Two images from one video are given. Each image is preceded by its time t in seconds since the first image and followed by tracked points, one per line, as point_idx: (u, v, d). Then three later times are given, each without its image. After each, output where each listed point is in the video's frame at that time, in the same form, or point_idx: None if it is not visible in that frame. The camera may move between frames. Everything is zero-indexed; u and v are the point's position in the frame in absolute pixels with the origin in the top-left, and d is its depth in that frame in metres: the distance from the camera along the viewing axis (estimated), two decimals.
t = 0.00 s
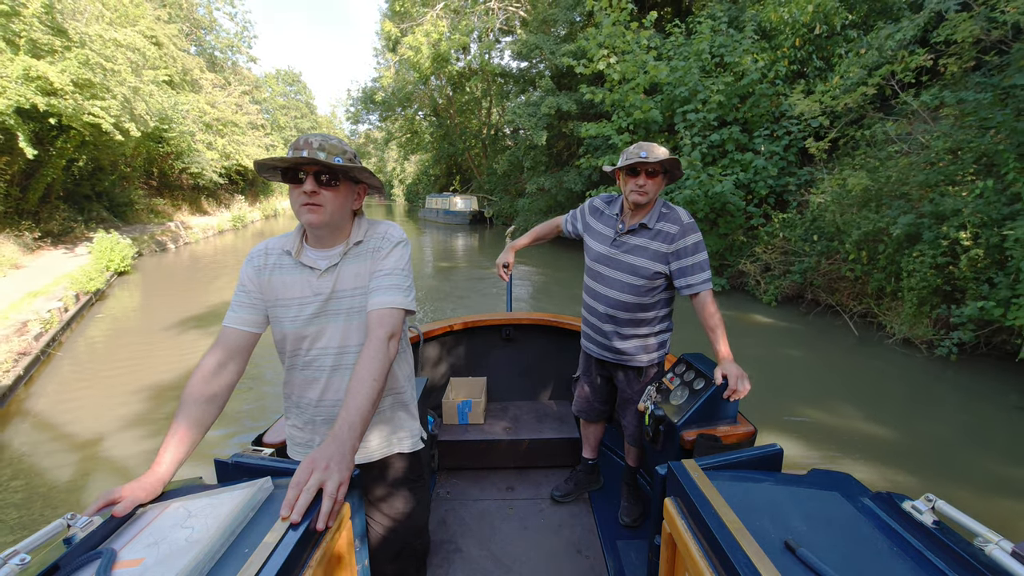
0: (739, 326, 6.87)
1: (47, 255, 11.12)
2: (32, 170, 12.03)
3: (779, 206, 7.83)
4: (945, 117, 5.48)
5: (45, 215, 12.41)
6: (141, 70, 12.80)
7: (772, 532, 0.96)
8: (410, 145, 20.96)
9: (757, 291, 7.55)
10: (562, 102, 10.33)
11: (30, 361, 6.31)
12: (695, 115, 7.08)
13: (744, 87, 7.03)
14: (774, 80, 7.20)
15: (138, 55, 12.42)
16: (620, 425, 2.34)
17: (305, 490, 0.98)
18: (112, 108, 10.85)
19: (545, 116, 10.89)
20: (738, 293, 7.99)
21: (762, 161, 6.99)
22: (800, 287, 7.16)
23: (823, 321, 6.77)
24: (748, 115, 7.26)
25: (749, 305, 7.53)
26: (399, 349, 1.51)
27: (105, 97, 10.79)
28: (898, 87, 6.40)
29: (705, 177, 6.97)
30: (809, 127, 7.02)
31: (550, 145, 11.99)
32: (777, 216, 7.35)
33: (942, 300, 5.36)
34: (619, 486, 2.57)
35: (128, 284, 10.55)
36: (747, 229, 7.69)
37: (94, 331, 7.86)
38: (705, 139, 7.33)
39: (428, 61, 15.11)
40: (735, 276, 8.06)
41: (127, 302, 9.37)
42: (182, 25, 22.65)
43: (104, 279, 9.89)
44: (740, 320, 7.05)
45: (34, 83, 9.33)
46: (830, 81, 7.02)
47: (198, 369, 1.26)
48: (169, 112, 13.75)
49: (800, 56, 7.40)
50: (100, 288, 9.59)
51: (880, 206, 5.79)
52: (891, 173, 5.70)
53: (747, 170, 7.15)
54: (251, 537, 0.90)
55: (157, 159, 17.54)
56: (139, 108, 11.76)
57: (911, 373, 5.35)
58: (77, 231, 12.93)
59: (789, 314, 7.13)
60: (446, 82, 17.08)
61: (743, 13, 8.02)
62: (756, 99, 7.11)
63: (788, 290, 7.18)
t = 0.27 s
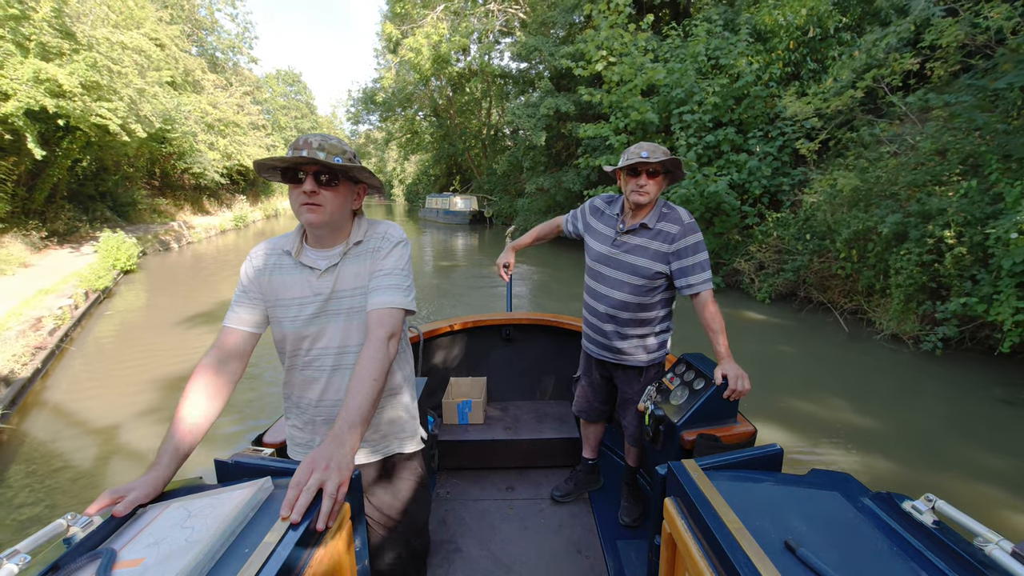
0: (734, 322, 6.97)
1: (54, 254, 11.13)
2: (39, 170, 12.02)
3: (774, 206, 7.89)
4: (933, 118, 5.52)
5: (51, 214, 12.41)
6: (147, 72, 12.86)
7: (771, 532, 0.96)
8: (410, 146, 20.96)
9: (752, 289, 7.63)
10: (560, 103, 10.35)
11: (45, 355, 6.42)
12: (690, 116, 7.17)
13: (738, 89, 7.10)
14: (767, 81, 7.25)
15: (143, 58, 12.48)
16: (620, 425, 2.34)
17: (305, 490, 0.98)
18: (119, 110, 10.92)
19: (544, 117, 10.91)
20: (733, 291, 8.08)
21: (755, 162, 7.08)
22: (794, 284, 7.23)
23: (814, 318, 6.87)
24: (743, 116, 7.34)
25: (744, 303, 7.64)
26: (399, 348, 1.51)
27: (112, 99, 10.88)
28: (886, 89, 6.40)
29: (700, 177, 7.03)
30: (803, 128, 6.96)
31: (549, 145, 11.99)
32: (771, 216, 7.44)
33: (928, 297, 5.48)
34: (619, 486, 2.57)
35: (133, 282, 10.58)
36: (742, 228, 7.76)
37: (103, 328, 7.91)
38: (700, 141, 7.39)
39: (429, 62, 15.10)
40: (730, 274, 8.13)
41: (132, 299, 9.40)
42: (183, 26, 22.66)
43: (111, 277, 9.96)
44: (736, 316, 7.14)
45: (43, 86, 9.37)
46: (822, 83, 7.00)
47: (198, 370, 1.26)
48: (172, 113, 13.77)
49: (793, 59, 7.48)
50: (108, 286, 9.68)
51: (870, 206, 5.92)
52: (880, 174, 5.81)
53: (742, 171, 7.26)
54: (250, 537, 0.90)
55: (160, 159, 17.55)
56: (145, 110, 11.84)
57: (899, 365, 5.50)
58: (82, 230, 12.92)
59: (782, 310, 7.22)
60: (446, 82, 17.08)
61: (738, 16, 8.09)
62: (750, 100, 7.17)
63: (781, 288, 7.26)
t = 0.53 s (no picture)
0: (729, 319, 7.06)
1: (60, 253, 11.10)
2: (45, 170, 12.01)
3: (768, 205, 7.95)
4: (922, 121, 5.48)
5: (57, 214, 12.40)
6: (152, 74, 12.90)
7: (771, 532, 0.96)
8: (410, 146, 20.97)
9: (746, 287, 7.70)
10: (559, 104, 10.37)
11: (60, 349, 6.55)
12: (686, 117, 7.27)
13: (734, 91, 7.20)
14: (761, 83, 7.35)
15: (147, 60, 12.52)
16: (620, 425, 2.34)
17: (305, 490, 0.98)
18: (126, 112, 10.99)
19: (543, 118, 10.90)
20: (728, 289, 8.15)
21: (750, 163, 7.16)
22: (787, 283, 7.31)
23: (806, 315, 6.96)
24: (739, 118, 7.43)
25: (738, 300, 7.71)
26: (399, 348, 1.50)
27: (119, 101, 10.93)
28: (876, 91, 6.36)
29: (695, 177, 7.10)
30: (796, 130, 7.06)
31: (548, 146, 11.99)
32: (765, 215, 7.52)
33: (916, 294, 5.53)
34: (619, 486, 2.57)
35: (139, 280, 10.62)
36: (737, 227, 7.83)
37: (110, 325, 7.94)
38: (695, 141, 7.46)
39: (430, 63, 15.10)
40: (726, 273, 8.20)
41: (138, 297, 9.43)
42: (185, 27, 22.67)
43: (118, 275, 10.02)
44: (731, 314, 7.22)
45: (53, 87, 9.36)
46: (815, 86, 7.05)
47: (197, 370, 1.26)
48: (177, 113, 13.79)
49: (788, 61, 7.55)
50: (116, 284, 9.76)
51: (859, 206, 5.98)
52: (870, 174, 5.82)
53: (736, 171, 7.34)
54: (250, 537, 0.90)
55: (162, 159, 17.56)
56: (152, 112, 11.93)
57: (889, 359, 5.62)
58: (87, 230, 12.90)
59: (777, 309, 7.29)
60: (447, 83, 17.08)
61: (734, 19, 8.16)
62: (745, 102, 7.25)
63: (775, 286, 7.32)
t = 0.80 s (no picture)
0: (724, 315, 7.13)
1: (66, 252, 11.11)
2: (51, 171, 11.97)
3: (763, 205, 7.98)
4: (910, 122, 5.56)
5: (62, 214, 12.40)
6: (157, 76, 12.94)
7: (771, 532, 0.96)
8: (410, 146, 20.96)
9: (741, 285, 7.75)
10: (558, 105, 10.38)
11: (75, 344, 6.67)
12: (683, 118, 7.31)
13: (730, 93, 7.20)
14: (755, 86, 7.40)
15: (151, 61, 12.53)
16: (620, 425, 2.34)
17: (305, 490, 0.98)
18: (133, 113, 11.02)
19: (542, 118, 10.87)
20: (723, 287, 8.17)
21: (744, 163, 7.19)
22: (780, 281, 7.34)
23: (798, 312, 6.99)
24: (734, 120, 7.44)
25: (732, 297, 7.76)
26: (399, 348, 1.50)
27: (126, 102, 10.97)
28: (866, 94, 6.43)
29: (691, 177, 7.14)
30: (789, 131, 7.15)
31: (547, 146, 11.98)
32: (760, 215, 7.55)
33: (904, 290, 5.59)
34: (619, 486, 2.57)
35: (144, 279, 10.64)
36: (733, 227, 7.85)
37: (117, 323, 7.97)
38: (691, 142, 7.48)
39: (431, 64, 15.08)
40: (722, 272, 8.23)
41: (142, 295, 9.45)
42: (186, 28, 22.64)
43: (125, 274, 10.05)
44: (726, 311, 7.28)
45: (62, 89, 9.39)
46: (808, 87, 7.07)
47: (199, 370, 1.26)
48: (180, 114, 13.79)
49: (782, 63, 7.60)
50: (124, 282, 9.81)
51: (850, 205, 6.06)
52: (860, 174, 5.91)
53: (731, 172, 7.38)
54: (250, 537, 0.90)
55: (164, 160, 17.55)
56: (159, 114, 11.99)
57: (877, 354, 5.70)
58: (93, 229, 12.90)
59: (769, 305, 7.30)
60: (447, 84, 17.08)
61: (730, 22, 8.22)
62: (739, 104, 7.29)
63: (768, 284, 7.36)
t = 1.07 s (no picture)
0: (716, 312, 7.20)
1: (73, 251, 11.15)
2: (57, 171, 11.99)
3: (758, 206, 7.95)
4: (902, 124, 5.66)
5: (68, 213, 12.39)
6: (162, 77, 12.93)
7: (771, 532, 0.96)
8: (410, 146, 20.95)
9: (736, 283, 7.83)
10: (557, 107, 10.39)
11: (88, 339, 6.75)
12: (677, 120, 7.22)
13: (726, 94, 7.20)
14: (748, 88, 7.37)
15: (156, 62, 12.54)
16: (621, 425, 2.34)
17: (305, 490, 0.98)
18: (138, 114, 11.04)
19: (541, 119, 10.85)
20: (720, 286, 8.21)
21: (739, 163, 7.23)
22: (774, 279, 7.42)
23: (790, 309, 7.09)
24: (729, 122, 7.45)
25: (728, 296, 7.82)
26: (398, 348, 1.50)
27: (132, 104, 10.99)
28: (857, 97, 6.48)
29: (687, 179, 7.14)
30: (783, 132, 7.16)
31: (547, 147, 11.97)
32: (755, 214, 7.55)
33: (891, 287, 5.66)
34: (619, 486, 2.57)
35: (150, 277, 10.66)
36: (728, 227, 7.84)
37: (126, 319, 7.99)
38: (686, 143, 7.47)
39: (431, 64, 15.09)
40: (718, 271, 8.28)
41: (148, 293, 9.47)
42: (188, 28, 22.64)
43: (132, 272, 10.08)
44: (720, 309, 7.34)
45: (70, 91, 9.43)
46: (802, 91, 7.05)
47: (198, 371, 1.26)
48: (183, 115, 13.79)
49: (776, 66, 7.61)
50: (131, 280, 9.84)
51: (840, 205, 6.08)
52: (851, 175, 5.95)
53: (726, 172, 7.40)
54: (250, 537, 0.90)
55: (166, 160, 17.55)
56: (163, 115, 12.02)
57: (864, 349, 5.83)
58: (98, 229, 12.90)
59: (763, 303, 7.40)
60: (447, 84, 17.09)
61: (727, 25, 8.28)
62: (734, 105, 7.28)
63: (762, 282, 7.45)
